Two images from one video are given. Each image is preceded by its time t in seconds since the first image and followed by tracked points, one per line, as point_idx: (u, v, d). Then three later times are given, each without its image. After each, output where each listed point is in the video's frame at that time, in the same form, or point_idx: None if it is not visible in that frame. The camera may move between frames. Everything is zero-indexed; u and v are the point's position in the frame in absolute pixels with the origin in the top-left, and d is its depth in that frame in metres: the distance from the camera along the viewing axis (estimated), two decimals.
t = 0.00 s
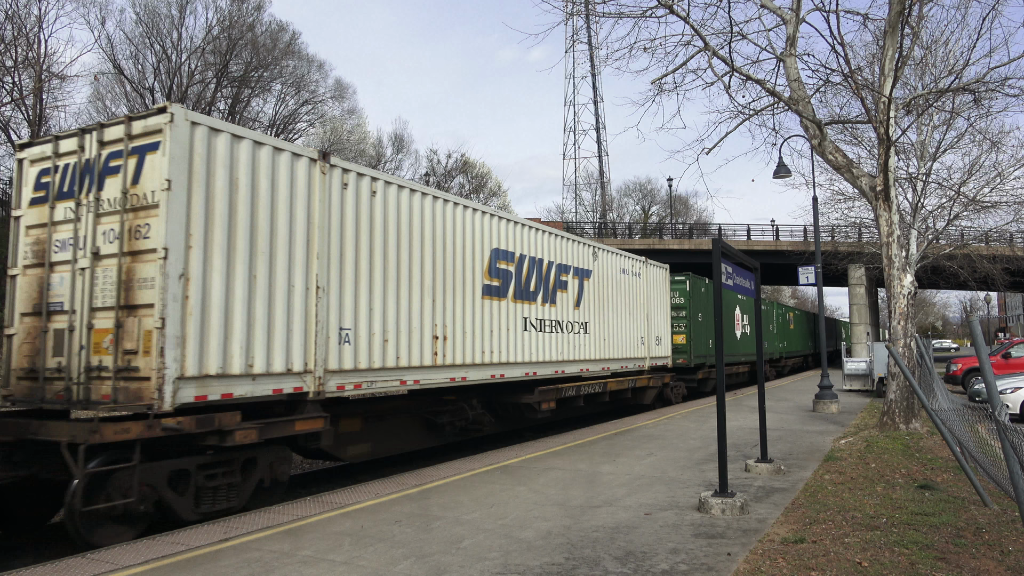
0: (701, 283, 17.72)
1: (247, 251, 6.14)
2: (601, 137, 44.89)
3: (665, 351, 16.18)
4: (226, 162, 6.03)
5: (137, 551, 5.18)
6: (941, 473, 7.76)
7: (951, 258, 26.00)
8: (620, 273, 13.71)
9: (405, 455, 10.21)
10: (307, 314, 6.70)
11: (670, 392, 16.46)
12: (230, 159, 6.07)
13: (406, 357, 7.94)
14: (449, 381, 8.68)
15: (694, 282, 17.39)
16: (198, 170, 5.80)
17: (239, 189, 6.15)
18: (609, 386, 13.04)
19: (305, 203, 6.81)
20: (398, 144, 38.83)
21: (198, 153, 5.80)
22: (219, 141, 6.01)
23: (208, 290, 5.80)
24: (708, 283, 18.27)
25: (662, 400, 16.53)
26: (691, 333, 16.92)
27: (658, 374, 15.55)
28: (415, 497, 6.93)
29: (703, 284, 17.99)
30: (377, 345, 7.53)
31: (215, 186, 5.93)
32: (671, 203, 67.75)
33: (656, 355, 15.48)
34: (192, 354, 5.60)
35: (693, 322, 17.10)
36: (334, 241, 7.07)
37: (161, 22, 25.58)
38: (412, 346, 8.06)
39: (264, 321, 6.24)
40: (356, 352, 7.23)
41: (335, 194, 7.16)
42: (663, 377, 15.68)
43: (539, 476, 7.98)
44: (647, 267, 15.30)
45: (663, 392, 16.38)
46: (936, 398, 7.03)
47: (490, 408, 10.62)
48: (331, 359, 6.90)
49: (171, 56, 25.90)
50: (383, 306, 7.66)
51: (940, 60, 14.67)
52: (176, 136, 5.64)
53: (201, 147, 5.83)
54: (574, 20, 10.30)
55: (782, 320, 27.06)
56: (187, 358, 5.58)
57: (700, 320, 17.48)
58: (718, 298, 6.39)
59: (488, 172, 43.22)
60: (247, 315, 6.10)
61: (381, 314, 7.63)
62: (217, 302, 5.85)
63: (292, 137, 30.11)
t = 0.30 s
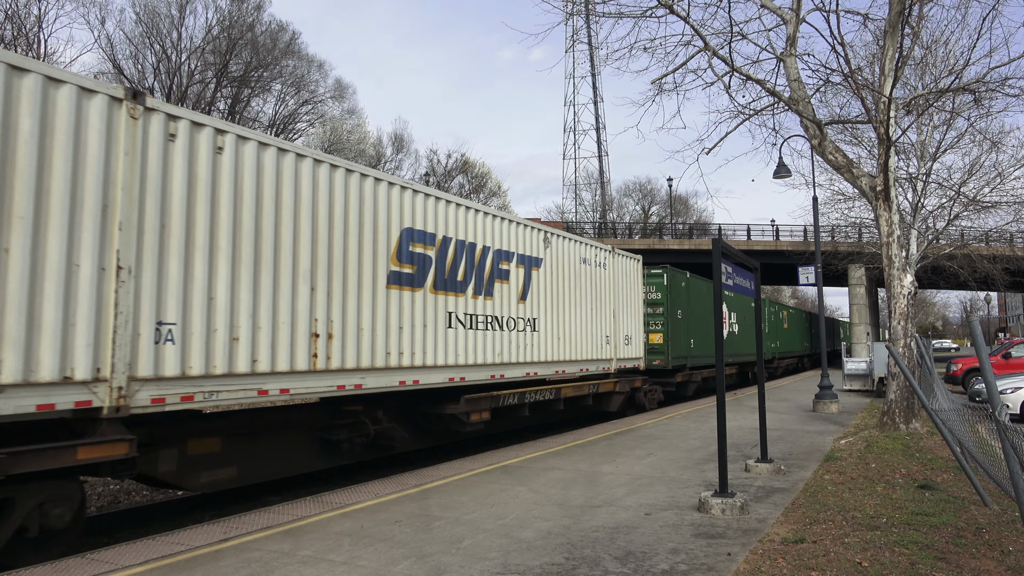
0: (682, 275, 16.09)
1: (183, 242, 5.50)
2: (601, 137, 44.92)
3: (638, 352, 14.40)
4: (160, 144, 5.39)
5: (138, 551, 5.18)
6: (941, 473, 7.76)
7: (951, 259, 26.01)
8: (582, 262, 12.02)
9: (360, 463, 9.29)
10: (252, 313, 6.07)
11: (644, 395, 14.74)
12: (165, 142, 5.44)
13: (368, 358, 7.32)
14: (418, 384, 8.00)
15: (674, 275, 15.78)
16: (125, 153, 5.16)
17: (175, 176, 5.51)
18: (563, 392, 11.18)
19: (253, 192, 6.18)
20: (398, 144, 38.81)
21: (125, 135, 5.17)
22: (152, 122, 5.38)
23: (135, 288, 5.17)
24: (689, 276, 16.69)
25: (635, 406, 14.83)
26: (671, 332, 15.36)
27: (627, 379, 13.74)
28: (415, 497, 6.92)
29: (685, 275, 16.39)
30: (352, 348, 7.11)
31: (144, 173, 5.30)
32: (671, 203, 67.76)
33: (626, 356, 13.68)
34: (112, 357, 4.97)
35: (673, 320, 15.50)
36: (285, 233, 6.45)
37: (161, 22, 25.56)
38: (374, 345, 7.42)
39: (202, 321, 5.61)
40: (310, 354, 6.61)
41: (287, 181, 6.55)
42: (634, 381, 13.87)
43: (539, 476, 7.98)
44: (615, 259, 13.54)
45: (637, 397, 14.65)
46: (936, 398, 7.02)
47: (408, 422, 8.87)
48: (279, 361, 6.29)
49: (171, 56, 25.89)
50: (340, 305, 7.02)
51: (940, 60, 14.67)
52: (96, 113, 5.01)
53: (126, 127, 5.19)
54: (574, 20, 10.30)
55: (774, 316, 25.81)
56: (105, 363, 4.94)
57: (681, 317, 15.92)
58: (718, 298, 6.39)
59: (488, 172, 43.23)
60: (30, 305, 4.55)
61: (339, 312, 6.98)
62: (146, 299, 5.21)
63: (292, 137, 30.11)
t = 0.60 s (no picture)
0: (655, 269, 15.21)
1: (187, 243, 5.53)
2: (601, 137, 44.96)
3: (600, 352, 12.75)
4: (167, 147, 5.43)
5: (138, 551, 5.18)
6: (941, 473, 7.76)
7: (951, 259, 26.03)
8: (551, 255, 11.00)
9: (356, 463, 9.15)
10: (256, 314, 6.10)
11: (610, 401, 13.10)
12: (171, 144, 5.48)
13: (371, 358, 7.32)
14: (418, 384, 8.01)
15: (648, 268, 14.90)
16: (133, 155, 5.19)
17: (181, 178, 5.55)
18: (502, 400, 9.48)
19: (259, 194, 6.21)
20: (398, 144, 38.82)
21: (132, 138, 5.19)
22: (158, 124, 5.41)
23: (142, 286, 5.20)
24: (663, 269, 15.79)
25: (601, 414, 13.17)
26: (645, 329, 14.49)
27: (587, 384, 12.05)
28: (415, 497, 6.92)
29: (660, 269, 15.54)
30: (356, 349, 7.13)
31: (151, 175, 5.33)
32: (671, 203, 67.80)
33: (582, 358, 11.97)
34: (119, 357, 5.00)
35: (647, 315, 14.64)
36: (288, 234, 6.46)
37: (161, 22, 25.57)
38: (377, 346, 7.44)
39: (208, 321, 5.65)
40: (314, 355, 6.64)
41: (292, 183, 6.58)
42: (595, 387, 12.21)
43: (539, 476, 7.98)
44: (572, 246, 11.93)
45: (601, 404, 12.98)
46: (936, 398, 7.03)
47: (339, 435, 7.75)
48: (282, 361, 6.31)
49: (171, 56, 25.90)
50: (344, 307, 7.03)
51: (939, 60, 14.68)
52: (103, 115, 5.04)
53: (133, 128, 5.22)
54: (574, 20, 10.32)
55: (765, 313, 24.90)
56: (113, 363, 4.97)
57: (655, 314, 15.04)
58: (718, 299, 6.40)
59: (488, 172, 43.24)
60: None
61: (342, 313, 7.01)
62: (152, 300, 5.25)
63: (292, 137, 30.12)
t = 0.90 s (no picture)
0: (625, 260, 13.35)
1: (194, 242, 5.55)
2: (601, 138, 45.02)
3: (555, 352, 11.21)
4: (173, 148, 5.45)
5: (138, 550, 5.18)
6: (941, 473, 7.76)
7: (951, 258, 26.02)
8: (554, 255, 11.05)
9: (357, 463, 9.14)
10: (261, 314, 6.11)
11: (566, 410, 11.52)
12: (177, 146, 5.50)
13: (375, 358, 7.34)
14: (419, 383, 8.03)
15: (617, 258, 13.02)
16: (139, 156, 5.20)
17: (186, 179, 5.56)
18: (410, 412, 7.85)
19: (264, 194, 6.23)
20: (398, 144, 38.82)
21: (139, 140, 5.21)
22: (164, 125, 5.43)
23: (148, 286, 5.22)
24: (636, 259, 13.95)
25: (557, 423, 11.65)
26: (613, 328, 12.54)
27: (534, 390, 10.46)
28: (415, 497, 6.92)
29: (632, 260, 13.69)
30: (360, 349, 7.14)
31: (156, 176, 5.34)
32: (671, 204, 67.81)
33: (529, 361, 10.40)
34: (125, 358, 5.01)
35: (615, 312, 12.68)
36: (293, 234, 6.48)
37: (161, 22, 25.56)
38: (380, 345, 7.46)
39: (213, 322, 5.66)
40: (320, 355, 6.64)
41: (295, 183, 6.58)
42: (544, 394, 10.68)
43: (539, 476, 7.98)
44: (515, 229, 10.27)
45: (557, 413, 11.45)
46: (936, 398, 7.03)
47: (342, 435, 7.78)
48: (287, 361, 6.32)
49: (171, 56, 25.90)
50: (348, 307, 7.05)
51: (940, 60, 14.67)
52: (110, 117, 5.04)
53: (139, 130, 5.23)
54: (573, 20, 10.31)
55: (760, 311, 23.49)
56: (119, 365, 4.99)
57: (625, 311, 13.15)
58: (718, 299, 6.40)
59: (488, 172, 43.23)
60: None
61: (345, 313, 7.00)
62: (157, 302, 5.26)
63: (292, 137, 30.13)
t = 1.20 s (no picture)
0: (585, 249, 11.80)
1: (200, 243, 5.57)
2: (601, 138, 45.06)
3: (491, 350, 9.57)
4: (179, 149, 5.47)
5: (138, 551, 5.18)
6: (941, 473, 7.76)
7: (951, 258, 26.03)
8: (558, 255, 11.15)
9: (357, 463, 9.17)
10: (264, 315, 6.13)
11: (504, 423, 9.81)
12: (184, 146, 5.53)
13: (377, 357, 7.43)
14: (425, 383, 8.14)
15: (576, 246, 11.46)
16: (146, 157, 5.22)
17: (193, 180, 5.58)
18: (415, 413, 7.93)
19: (269, 195, 6.27)
20: (398, 144, 38.83)
21: (147, 142, 5.23)
22: (170, 128, 5.45)
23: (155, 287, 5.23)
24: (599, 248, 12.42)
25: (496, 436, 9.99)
26: (568, 325, 10.99)
27: (458, 401, 8.68)
28: (415, 497, 6.92)
29: (595, 249, 12.19)
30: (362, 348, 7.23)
31: (163, 178, 5.36)
32: (671, 204, 67.82)
33: (458, 364, 8.82)
34: (133, 359, 5.03)
35: (570, 307, 11.13)
36: (299, 234, 6.56)
37: (161, 22, 25.55)
38: (383, 345, 7.54)
39: (219, 322, 5.70)
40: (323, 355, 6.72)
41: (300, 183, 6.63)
42: (474, 404, 9.05)
43: (539, 476, 7.98)
44: (434, 206, 8.55)
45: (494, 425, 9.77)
46: (936, 398, 7.03)
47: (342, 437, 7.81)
48: (292, 361, 6.40)
49: (171, 56, 25.89)
50: (352, 306, 7.11)
51: (940, 60, 14.67)
52: (117, 118, 5.05)
53: (147, 131, 5.25)
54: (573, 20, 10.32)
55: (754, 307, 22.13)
56: (126, 365, 5.00)
57: (583, 306, 11.58)
58: (717, 298, 6.40)
59: (488, 172, 43.24)
60: None
61: (345, 313, 7.03)
62: (163, 302, 5.27)
63: (292, 137, 30.14)
